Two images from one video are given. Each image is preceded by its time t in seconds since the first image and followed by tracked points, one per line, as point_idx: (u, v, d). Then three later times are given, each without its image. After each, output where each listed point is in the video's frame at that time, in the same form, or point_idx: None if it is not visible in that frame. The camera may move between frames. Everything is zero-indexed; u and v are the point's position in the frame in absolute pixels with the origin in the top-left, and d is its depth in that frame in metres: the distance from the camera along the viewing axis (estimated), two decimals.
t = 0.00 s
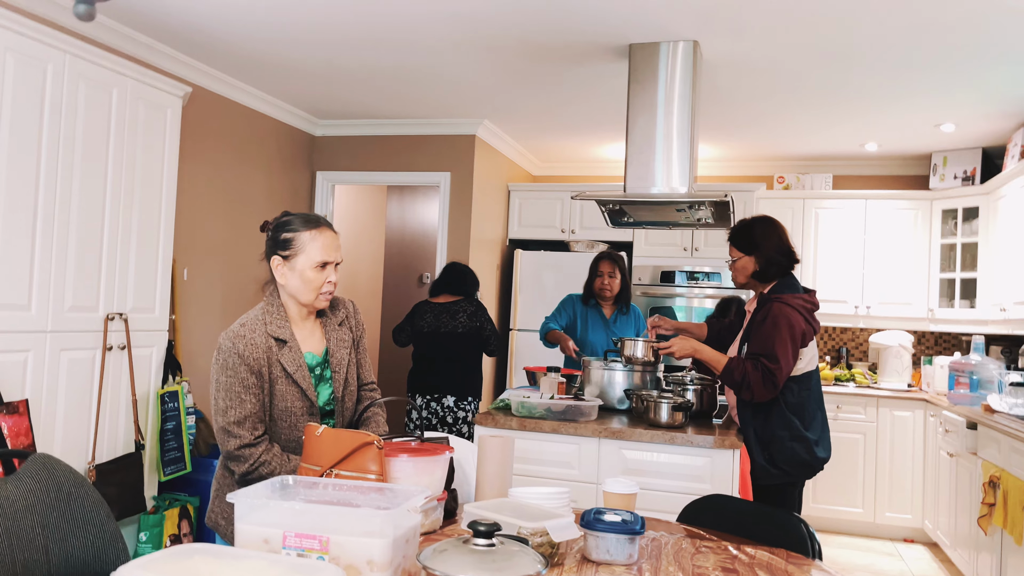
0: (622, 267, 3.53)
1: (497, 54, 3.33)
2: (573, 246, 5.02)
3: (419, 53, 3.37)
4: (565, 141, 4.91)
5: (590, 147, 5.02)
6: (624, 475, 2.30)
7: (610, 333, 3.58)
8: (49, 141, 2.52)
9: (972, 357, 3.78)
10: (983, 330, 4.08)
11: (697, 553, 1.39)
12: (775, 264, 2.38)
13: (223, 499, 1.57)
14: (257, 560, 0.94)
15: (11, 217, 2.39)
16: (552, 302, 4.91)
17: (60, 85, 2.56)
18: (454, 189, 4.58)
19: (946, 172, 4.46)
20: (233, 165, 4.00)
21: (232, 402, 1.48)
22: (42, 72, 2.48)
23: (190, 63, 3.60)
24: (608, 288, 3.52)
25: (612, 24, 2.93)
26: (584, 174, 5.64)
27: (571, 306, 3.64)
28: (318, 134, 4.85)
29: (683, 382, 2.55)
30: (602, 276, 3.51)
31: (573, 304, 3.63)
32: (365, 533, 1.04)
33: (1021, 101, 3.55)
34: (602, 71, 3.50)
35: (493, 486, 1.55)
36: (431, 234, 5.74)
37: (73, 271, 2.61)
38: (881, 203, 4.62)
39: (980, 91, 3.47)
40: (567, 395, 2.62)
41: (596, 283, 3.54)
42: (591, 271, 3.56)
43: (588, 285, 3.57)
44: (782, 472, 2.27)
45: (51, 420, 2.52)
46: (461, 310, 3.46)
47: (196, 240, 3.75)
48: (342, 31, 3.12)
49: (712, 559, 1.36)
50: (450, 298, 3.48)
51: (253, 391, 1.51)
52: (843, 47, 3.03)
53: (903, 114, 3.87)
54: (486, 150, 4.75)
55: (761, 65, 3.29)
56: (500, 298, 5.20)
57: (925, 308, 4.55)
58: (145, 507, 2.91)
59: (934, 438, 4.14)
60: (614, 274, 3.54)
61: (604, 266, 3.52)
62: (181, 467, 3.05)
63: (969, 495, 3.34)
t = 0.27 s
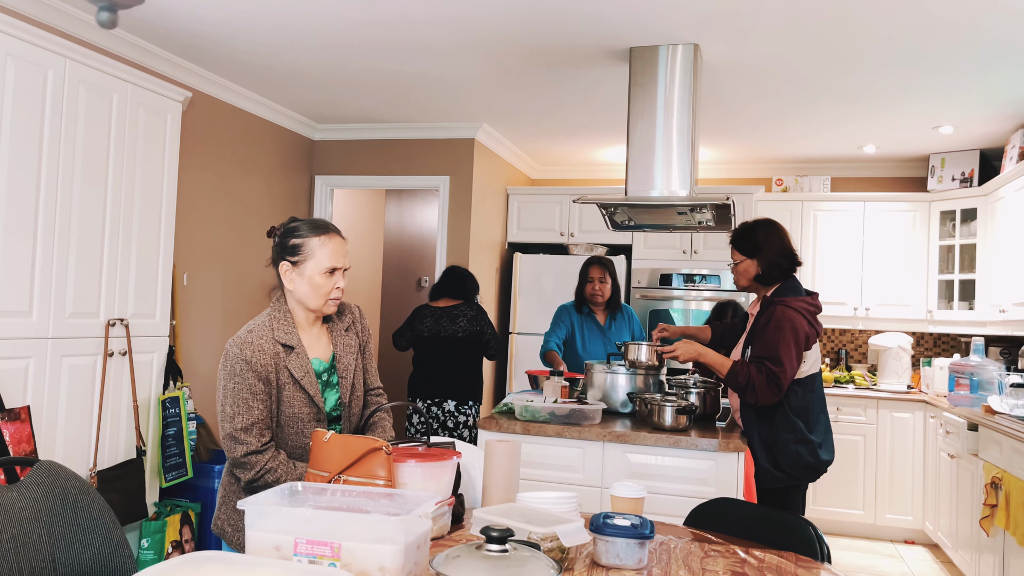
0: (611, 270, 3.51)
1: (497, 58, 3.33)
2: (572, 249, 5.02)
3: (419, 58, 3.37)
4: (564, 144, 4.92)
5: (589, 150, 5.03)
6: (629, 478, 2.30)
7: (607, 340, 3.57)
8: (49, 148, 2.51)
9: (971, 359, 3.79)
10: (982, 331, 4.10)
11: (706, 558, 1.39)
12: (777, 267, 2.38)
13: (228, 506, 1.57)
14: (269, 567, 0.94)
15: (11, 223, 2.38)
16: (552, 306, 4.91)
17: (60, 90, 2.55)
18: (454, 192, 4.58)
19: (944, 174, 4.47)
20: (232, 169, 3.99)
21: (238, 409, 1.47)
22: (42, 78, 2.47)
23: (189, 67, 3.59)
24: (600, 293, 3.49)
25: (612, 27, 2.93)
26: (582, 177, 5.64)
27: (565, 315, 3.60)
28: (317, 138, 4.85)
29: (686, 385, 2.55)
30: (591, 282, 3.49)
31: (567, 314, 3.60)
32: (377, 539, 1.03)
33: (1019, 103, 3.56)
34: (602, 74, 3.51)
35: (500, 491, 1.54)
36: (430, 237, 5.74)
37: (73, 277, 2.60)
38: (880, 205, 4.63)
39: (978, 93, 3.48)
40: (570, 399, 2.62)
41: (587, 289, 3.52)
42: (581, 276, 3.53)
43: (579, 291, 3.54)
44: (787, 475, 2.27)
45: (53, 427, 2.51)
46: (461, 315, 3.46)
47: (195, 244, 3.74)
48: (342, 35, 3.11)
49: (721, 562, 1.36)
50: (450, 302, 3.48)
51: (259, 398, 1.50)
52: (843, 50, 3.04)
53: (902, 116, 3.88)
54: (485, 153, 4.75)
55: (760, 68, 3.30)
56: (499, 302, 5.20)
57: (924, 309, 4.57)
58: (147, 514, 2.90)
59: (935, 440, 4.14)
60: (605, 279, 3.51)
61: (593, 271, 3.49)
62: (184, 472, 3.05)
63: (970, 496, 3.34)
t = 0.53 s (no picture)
0: (605, 274, 3.48)
1: (496, 60, 3.34)
2: (570, 251, 5.02)
3: (417, 60, 3.37)
4: (562, 146, 4.92)
5: (586, 152, 5.03)
6: (630, 480, 2.30)
7: (604, 343, 3.58)
8: (48, 151, 2.50)
9: (968, 359, 3.81)
10: (979, 331, 4.12)
11: (712, 559, 1.39)
12: (777, 268, 2.39)
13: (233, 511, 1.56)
14: (278, 570, 0.93)
15: (10, 227, 2.37)
16: (550, 307, 4.91)
17: (59, 93, 2.54)
18: (452, 195, 4.58)
19: (940, 175, 4.50)
20: (229, 171, 3.99)
21: (242, 413, 1.47)
22: (41, 81, 2.46)
23: (187, 70, 3.59)
24: (594, 298, 3.49)
25: (611, 29, 2.94)
26: (579, 179, 5.65)
27: (561, 321, 3.59)
28: (314, 140, 4.84)
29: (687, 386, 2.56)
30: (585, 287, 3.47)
31: (562, 320, 3.59)
32: (385, 543, 1.03)
33: (1015, 104, 3.58)
34: (601, 77, 3.51)
35: (504, 494, 1.54)
36: (427, 240, 5.73)
37: (72, 280, 2.59)
38: (876, 207, 4.65)
39: (974, 94, 3.50)
40: (571, 401, 2.62)
41: (581, 292, 3.50)
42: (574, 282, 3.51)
43: (573, 296, 3.52)
44: (788, 476, 2.28)
45: (52, 431, 2.49)
46: (460, 317, 3.45)
47: (193, 247, 3.73)
48: (341, 37, 3.11)
49: (726, 564, 1.36)
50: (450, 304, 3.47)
51: (263, 401, 1.50)
52: (840, 51, 3.05)
53: (899, 117, 3.90)
54: (483, 155, 4.76)
55: (758, 70, 3.31)
56: (496, 304, 5.20)
57: (921, 310, 4.59)
58: (146, 518, 2.89)
59: (932, 440, 4.16)
60: (597, 283, 3.49)
61: (587, 276, 3.46)
62: (183, 476, 3.04)
63: (969, 496, 3.36)
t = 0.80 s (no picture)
0: (600, 275, 3.48)
1: (492, 62, 3.34)
2: (566, 252, 5.03)
3: (414, 61, 3.37)
4: (557, 147, 4.93)
5: (582, 153, 5.04)
6: (628, 481, 2.30)
7: (600, 344, 3.57)
8: (44, 153, 2.49)
9: (963, 360, 3.83)
10: (973, 332, 4.14)
11: (711, 560, 1.39)
12: (773, 269, 2.40)
13: (232, 510, 1.56)
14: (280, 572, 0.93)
15: (6, 229, 2.36)
16: (545, 308, 4.92)
17: (55, 94, 2.53)
18: (448, 196, 4.58)
19: (934, 176, 4.52)
20: (225, 173, 3.98)
21: (241, 411, 1.46)
22: (37, 82, 2.45)
23: (183, 71, 3.58)
24: (589, 299, 3.48)
25: (608, 31, 2.95)
26: (574, 180, 5.66)
27: (555, 322, 3.60)
28: (310, 141, 4.83)
29: (684, 388, 2.56)
30: (580, 288, 3.47)
31: (556, 321, 3.60)
32: (386, 545, 1.03)
33: (1009, 106, 3.61)
34: (597, 78, 3.52)
35: (503, 495, 1.54)
36: (423, 240, 5.73)
37: (68, 282, 2.58)
38: (871, 208, 4.67)
39: (968, 96, 3.52)
40: (568, 402, 2.62)
41: (576, 294, 3.50)
42: (569, 282, 3.50)
43: (568, 297, 3.52)
44: (785, 477, 2.29)
45: (48, 434, 2.48)
46: (456, 319, 3.45)
47: (189, 249, 3.72)
48: (338, 38, 3.11)
49: (725, 565, 1.37)
50: (446, 306, 3.47)
51: (262, 400, 1.49)
52: (836, 53, 3.07)
53: (894, 119, 3.92)
54: (479, 157, 4.76)
55: (754, 71, 3.32)
56: (492, 305, 5.20)
57: (915, 311, 4.61)
58: (142, 520, 2.88)
59: (927, 440, 4.18)
60: (593, 285, 3.48)
61: (582, 277, 3.46)
62: (179, 478, 3.03)
63: (964, 496, 3.37)
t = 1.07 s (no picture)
0: (596, 275, 3.49)
1: (490, 62, 3.34)
2: (563, 253, 5.03)
3: (412, 61, 3.37)
4: (555, 148, 4.93)
5: (579, 154, 5.04)
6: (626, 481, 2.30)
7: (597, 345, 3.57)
8: (42, 152, 2.49)
9: (959, 361, 3.85)
10: (969, 333, 4.15)
11: (709, 559, 1.39)
12: (772, 270, 2.40)
13: (231, 507, 1.56)
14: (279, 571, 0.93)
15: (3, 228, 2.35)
16: (543, 309, 4.92)
17: (53, 94, 2.52)
18: (446, 196, 4.57)
19: (931, 178, 4.53)
20: (223, 173, 3.97)
21: (242, 408, 1.46)
22: (34, 82, 2.45)
23: (181, 71, 3.58)
24: (585, 298, 3.47)
25: (606, 32, 2.95)
26: (571, 181, 5.66)
27: (551, 323, 3.60)
28: (307, 141, 4.82)
29: (681, 388, 2.57)
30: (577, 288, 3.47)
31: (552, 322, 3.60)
32: (386, 544, 1.02)
33: (1005, 108, 3.62)
34: (595, 79, 3.52)
35: (501, 495, 1.54)
36: (420, 241, 5.72)
37: (65, 282, 2.57)
38: (868, 209, 4.68)
39: (965, 98, 3.53)
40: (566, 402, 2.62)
41: (572, 294, 3.49)
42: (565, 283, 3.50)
43: (564, 297, 3.52)
44: (782, 477, 2.29)
45: (44, 434, 2.47)
46: (454, 319, 3.45)
47: (186, 249, 3.72)
48: (337, 38, 3.11)
49: (723, 564, 1.37)
50: (445, 306, 3.47)
51: (264, 397, 1.49)
52: (833, 55, 3.08)
53: (890, 121, 3.93)
54: (477, 157, 4.76)
55: (752, 72, 3.33)
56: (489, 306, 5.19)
57: (911, 312, 4.62)
58: (139, 520, 2.87)
59: (923, 441, 4.19)
60: (589, 284, 3.48)
61: (578, 277, 3.46)
62: (175, 478, 3.02)
63: (960, 497, 3.38)
